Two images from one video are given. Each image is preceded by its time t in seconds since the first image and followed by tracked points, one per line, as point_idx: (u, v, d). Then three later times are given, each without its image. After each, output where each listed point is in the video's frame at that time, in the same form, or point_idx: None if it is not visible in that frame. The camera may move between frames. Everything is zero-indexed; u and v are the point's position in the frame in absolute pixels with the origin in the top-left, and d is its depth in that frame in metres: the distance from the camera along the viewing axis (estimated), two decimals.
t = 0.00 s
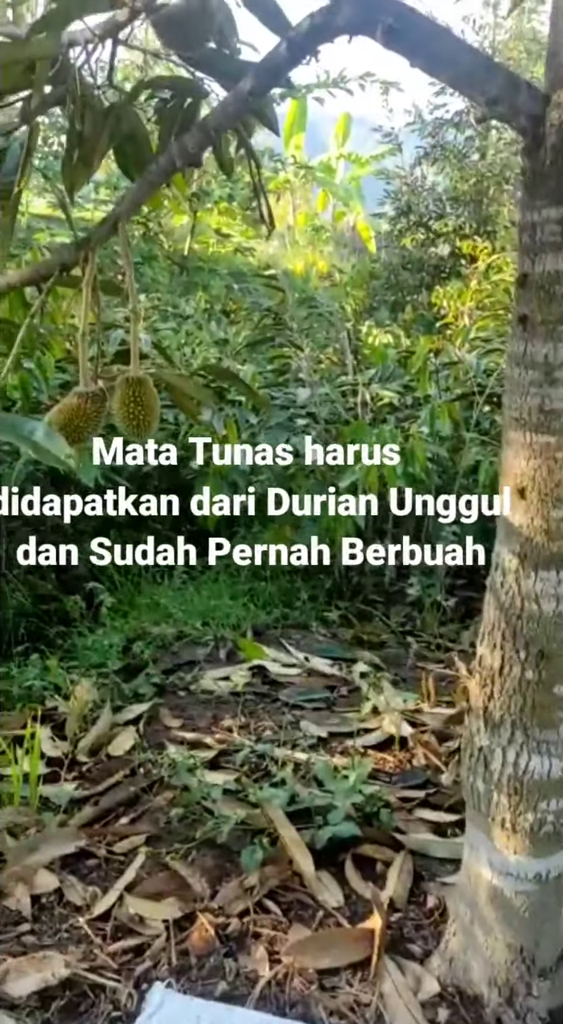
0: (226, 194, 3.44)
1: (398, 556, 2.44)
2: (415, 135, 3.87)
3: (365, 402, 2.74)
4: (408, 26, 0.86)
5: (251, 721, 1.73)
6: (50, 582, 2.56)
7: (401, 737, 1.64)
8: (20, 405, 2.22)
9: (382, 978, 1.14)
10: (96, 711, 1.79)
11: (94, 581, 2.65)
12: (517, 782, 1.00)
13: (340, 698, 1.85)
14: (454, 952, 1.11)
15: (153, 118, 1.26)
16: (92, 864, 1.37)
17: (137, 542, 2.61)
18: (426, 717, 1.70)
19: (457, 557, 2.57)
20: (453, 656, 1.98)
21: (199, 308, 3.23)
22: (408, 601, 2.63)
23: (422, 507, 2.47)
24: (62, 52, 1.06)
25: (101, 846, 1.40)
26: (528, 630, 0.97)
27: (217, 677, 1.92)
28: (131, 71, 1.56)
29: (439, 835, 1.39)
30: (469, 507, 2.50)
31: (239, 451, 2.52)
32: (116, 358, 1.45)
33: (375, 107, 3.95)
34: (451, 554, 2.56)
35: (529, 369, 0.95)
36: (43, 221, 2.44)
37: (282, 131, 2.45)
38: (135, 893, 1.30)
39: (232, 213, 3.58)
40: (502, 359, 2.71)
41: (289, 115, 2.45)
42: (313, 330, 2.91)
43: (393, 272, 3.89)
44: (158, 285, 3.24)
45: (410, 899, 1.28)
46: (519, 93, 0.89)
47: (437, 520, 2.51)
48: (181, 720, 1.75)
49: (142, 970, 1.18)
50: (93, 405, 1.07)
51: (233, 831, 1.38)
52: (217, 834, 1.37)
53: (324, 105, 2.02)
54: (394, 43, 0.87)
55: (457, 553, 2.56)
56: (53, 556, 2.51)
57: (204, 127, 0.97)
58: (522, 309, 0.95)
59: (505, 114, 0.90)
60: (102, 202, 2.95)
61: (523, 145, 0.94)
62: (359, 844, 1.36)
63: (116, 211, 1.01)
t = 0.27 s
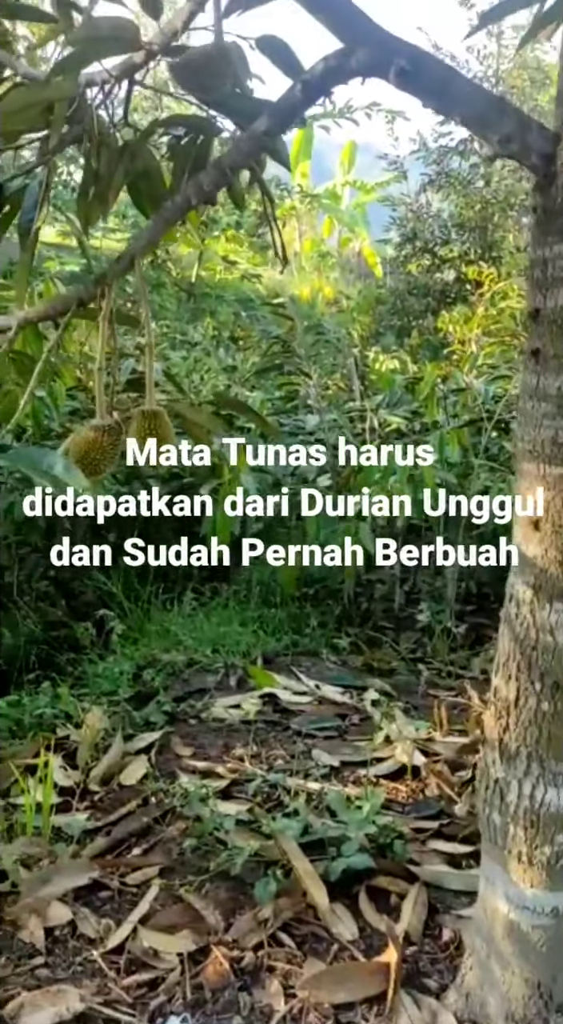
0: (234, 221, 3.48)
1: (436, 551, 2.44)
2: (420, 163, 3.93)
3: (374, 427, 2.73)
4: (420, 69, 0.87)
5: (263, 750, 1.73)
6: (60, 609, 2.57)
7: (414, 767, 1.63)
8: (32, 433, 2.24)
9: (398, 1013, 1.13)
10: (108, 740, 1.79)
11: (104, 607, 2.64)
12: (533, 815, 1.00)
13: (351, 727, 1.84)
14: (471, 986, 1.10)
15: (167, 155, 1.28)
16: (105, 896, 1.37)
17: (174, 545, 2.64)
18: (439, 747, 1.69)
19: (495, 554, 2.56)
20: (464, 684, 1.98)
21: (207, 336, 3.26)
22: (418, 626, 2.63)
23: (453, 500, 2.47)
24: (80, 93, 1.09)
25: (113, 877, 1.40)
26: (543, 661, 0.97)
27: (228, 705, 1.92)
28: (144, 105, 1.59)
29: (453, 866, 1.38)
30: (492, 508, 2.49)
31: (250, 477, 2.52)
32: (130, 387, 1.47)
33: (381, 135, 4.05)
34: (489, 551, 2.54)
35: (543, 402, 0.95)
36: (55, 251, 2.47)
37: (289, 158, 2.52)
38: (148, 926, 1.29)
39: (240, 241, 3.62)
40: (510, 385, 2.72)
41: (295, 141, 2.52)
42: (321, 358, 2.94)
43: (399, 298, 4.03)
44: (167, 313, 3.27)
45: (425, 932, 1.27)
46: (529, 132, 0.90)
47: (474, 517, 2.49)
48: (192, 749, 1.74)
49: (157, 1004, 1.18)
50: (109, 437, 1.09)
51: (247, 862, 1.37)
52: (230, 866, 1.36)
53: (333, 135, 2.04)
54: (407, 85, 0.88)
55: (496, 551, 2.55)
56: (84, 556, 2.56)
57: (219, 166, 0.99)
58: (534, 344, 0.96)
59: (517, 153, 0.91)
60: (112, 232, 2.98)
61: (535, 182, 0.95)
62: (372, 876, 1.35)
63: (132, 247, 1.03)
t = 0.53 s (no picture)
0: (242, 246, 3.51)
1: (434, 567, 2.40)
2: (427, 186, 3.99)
3: (381, 449, 2.69)
4: (429, 107, 0.89)
5: (273, 776, 1.73)
6: (68, 633, 2.58)
7: (425, 793, 1.63)
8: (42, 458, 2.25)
9: None
10: (118, 765, 1.79)
11: (113, 631, 2.65)
12: (546, 845, 0.99)
13: (361, 752, 1.84)
14: (484, 1018, 1.10)
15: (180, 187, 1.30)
16: (116, 923, 1.37)
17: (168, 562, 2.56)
18: (449, 773, 1.68)
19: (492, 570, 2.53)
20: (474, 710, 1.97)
21: (215, 360, 3.29)
22: (427, 650, 2.63)
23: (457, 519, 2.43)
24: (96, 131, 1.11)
25: (124, 905, 1.40)
26: (556, 691, 0.98)
27: (238, 730, 1.92)
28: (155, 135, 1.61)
29: (465, 895, 1.38)
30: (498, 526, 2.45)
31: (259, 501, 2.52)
32: (141, 413, 1.48)
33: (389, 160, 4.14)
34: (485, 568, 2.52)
35: (553, 432, 0.96)
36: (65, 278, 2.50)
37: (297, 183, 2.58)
38: (160, 954, 1.29)
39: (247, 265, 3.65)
40: (518, 408, 2.73)
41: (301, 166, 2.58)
42: (328, 381, 2.96)
43: (406, 320, 4.12)
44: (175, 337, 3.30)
45: (438, 962, 1.26)
46: (539, 168, 0.92)
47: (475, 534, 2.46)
48: (202, 774, 1.74)
49: None
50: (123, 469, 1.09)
51: (258, 890, 1.37)
52: (241, 894, 1.36)
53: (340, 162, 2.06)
54: (417, 122, 0.90)
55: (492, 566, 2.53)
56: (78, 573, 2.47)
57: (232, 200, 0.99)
58: (544, 375, 0.97)
59: (525, 189, 0.93)
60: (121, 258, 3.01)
61: (544, 216, 0.97)
62: (384, 905, 1.34)
63: (146, 280, 1.04)
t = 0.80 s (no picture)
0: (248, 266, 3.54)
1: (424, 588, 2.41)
2: (431, 205, 4.07)
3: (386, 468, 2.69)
4: (435, 137, 0.90)
5: (279, 797, 1.73)
6: (74, 651, 2.58)
7: (431, 815, 1.62)
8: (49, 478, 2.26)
9: None
10: (123, 785, 1.79)
11: (119, 650, 2.67)
12: (554, 869, 0.99)
13: (367, 773, 1.84)
14: None
15: (189, 211, 1.31)
16: (122, 945, 1.37)
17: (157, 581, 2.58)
18: (456, 795, 1.68)
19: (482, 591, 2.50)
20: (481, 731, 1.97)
21: (221, 378, 3.31)
22: (432, 670, 2.63)
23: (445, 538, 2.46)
24: (105, 159, 1.12)
25: (129, 926, 1.39)
26: None
27: (244, 750, 1.91)
28: (162, 160, 1.63)
29: (472, 918, 1.37)
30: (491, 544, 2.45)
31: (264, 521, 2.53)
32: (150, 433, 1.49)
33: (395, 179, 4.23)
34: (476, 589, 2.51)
35: (559, 456, 0.97)
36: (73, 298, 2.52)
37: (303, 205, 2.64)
38: (166, 977, 1.29)
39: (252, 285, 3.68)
40: (523, 428, 2.74)
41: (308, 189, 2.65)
42: (333, 399, 2.97)
43: (410, 339, 4.16)
44: (181, 356, 3.32)
45: (445, 986, 1.26)
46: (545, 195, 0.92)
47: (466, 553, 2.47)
48: (208, 795, 1.74)
49: None
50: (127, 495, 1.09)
51: (264, 912, 1.37)
52: (248, 916, 1.36)
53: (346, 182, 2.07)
54: (423, 152, 0.91)
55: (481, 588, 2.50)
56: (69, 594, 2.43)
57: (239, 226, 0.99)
58: (550, 400, 0.98)
59: (530, 216, 0.93)
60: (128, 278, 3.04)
61: (549, 243, 0.98)
62: (391, 928, 1.34)
63: (155, 305, 1.05)
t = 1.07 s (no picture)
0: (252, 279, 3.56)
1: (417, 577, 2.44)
2: (435, 219, 4.10)
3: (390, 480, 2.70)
4: (440, 154, 0.91)
5: (284, 810, 1.73)
6: (78, 663, 2.59)
7: (437, 828, 1.62)
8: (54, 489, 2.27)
9: None
10: (129, 798, 1.80)
11: (124, 662, 2.67)
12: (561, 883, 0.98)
13: (372, 786, 1.84)
14: None
15: (196, 227, 1.32)
16: (127, 959, 1.36)
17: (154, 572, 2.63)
18: (461, 808, 1.68)
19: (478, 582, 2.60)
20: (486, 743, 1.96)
21: (225, 391, 3.32)
22: (437, 682, 2.63)
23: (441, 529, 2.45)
24: (113, 176, 1.13)
25: (135, 940, 1.39)
26: None
27: (249, 762, 1.91)
28: (168, 177, 1.65)
29: (479, 932, 1.37)
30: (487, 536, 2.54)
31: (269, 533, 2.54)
32: (156, 448, 1.50)
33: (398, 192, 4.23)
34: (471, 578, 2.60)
35: None
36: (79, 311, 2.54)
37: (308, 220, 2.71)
38: (172, 991, 1.28)
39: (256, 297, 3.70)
40: (527, 440, 2.74)
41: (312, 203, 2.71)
42: (337, 412, 2.98)
43: (414, 352, 4.16)
44: (186, 369, 3.34)
45: (451, 1000, 1.25)
46: (548, 213, 0.94)
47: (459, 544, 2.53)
48: (213, 807, 1.74)
49: None
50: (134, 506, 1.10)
51: (270, 926, 1.37)
52: (254, 930, 1.35)
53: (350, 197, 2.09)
54: (428, 169, 0.91)
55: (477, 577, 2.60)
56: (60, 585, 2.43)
57: (247, 243, 1.02)
58: (555, 414, 0.99)
59: (535, 233, 0.95)
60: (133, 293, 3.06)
61: (553, 258, 0.99)
62: (397, 942, 1.33)
63: (163, 321, 1.06)
